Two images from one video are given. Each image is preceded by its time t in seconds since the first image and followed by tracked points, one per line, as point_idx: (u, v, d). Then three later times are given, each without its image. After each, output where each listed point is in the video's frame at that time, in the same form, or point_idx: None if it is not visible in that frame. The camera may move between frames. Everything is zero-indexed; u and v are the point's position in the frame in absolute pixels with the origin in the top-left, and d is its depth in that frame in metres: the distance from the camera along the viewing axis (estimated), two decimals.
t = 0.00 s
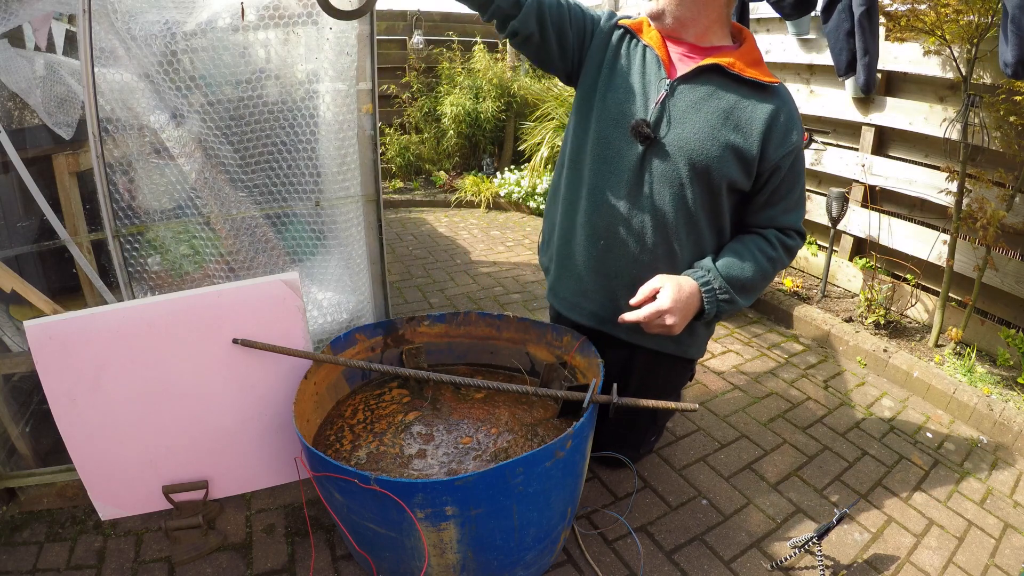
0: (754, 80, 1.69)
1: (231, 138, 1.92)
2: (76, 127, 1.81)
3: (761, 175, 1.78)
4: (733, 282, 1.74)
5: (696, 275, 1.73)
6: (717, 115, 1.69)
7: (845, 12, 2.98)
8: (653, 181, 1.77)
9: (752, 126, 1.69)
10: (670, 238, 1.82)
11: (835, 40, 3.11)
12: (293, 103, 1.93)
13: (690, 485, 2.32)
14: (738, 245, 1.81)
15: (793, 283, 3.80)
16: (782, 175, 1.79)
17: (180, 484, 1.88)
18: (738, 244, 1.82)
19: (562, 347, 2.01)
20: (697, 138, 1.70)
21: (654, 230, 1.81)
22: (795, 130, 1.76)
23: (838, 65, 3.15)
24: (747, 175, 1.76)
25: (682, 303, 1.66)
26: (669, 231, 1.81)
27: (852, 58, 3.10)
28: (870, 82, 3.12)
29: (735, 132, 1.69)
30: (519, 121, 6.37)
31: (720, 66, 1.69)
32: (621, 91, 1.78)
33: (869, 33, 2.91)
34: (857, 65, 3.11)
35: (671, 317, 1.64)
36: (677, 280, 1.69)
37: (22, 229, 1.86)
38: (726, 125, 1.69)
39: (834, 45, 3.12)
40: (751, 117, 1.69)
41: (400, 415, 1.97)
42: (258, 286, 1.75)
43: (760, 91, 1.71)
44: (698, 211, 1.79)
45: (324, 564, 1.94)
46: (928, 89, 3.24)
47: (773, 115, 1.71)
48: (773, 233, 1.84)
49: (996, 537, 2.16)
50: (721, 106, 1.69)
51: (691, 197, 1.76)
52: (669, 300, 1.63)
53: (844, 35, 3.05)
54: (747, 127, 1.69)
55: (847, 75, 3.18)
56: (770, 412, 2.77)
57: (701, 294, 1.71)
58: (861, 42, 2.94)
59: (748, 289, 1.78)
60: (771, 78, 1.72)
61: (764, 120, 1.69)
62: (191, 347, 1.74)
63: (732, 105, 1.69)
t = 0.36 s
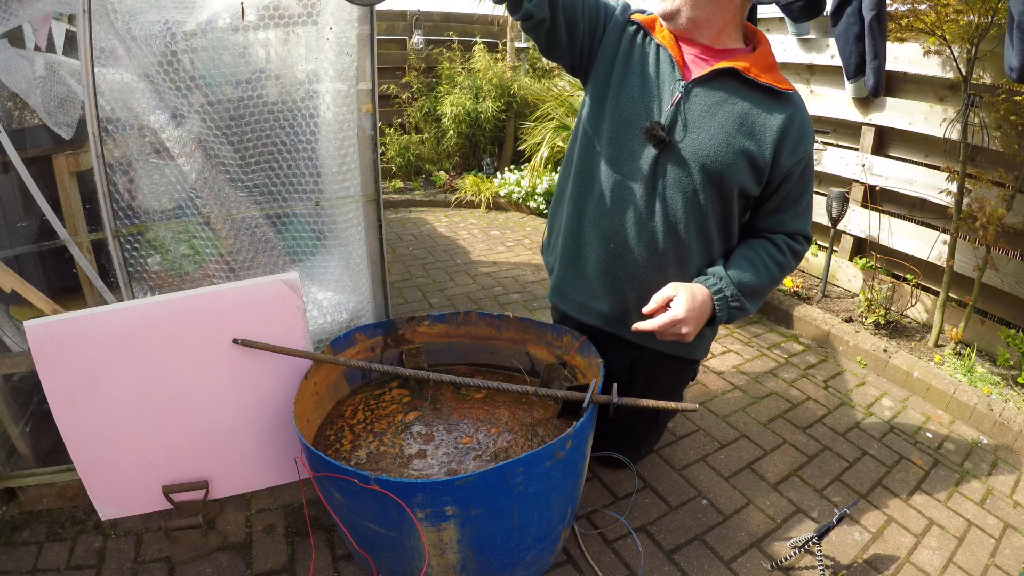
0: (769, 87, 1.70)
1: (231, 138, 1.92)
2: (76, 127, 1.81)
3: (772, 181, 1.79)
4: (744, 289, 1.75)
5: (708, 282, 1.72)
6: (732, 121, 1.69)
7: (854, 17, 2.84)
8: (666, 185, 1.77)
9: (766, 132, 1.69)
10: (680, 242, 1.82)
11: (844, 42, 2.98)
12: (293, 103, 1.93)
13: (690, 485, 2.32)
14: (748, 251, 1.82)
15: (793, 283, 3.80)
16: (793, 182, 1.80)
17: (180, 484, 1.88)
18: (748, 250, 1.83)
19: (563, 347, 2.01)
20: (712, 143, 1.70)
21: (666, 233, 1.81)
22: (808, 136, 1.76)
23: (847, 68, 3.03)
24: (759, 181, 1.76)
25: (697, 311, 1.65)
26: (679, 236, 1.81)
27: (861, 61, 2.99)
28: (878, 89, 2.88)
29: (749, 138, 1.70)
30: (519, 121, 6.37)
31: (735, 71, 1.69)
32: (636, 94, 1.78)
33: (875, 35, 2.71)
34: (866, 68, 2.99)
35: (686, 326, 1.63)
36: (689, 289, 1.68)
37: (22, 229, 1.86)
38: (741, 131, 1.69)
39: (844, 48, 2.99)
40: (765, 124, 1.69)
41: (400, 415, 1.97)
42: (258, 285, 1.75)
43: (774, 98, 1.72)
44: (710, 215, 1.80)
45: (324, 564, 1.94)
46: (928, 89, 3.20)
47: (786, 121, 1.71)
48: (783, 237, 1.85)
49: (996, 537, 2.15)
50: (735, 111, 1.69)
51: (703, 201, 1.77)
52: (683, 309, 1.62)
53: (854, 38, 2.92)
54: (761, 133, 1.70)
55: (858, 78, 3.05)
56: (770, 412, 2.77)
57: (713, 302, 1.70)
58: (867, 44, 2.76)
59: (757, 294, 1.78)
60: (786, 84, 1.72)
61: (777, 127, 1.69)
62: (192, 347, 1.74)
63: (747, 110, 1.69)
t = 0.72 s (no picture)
0: (778, 98, 1.70)
1: (231, 138, 1.92)
2: (76, 127, 1.81)
3: (776, 193, 1.81)
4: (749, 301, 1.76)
5: (714, 294, 1.74)
6: (737, 132, 1.69)
7: (863, 19, 2.83)
8: (670, 193, 1.77)
9: (772, 144, 1.70)
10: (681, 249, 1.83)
11: (852, 46, 2.95)
12: (293, 103, 1.93)
13: (690, 485, 2.32)
14: (751, 260, 1.83)
15: (793, 283, 3.80)
16: (797, 194, 1.81)
17: (180, 484, 1.88)
18: (751, 259, 1.84)
19: (563, 347, 2.01)
20: (718, 153, 1.70)
21: (668, 240, 1.81)
22: (813, 149, 1.78)
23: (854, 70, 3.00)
24: (763, 192, 1.77)
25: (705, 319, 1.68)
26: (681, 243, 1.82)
27: (869, 64, 2.97)
28: (886, 92, 2.85)
29: (756, 150, 1.70)
30: (519, 121, 6.37)
31: (745, 80, 1.68)
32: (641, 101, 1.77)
33: (883, 38, 2.68)
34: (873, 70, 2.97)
35: (695, 339, 1.63)
36: (694, 301, 1.68)
37: (22, 229, 1.86)
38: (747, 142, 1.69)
39: (851, 52, 2.96)
40: (771, 136, 1.69)
41: (400, 415, 1.97)
42: (258, 286, 1.75)
43: (781, 109, 1.72)
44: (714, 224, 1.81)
45: (324, 564, 1.94)
46: (928, 89, 3.19)
47: (793, 135, 1.72)
48: (785, 247, 1.87)
49: (996, 537, 2.16)
50: (743, 122, 1.69)
51: (706, 209, 1.77)
52: (691, 322, 1.62)
53: (861, 41, 2.91)
54: (766, 146, 1.70)
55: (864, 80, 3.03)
56: (770, 412, 2.77)
57: (719, 313, 1.72)
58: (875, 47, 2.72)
59: (759, 303, 1.80)
60: (795, 96, 1.73)
61: (784, 140, 1.70)
62: (192, 347, 1.74)
63: (753, 121, 1.69)
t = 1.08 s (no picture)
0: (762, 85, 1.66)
1: (231, 138, 1.92)
2: (76, 127, 1.81)
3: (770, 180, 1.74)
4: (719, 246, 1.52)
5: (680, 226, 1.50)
6: (723, 124, 1.67)
7: (870, 22, 2.79)
8: (657, 187, 1.77)
9: (759, 131, 1.64)
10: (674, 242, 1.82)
11: (860, 49, 2.89)
12: (293, 103, 1.93)
13: (690, 485, 2.32)
14: (747, 224, 1.60)
15: (793, 283, 3.80)
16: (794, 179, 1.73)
17: (180, 484, 1.88)
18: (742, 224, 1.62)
19: (563, 347, 2.01)
20: (703, 146, 1.68)
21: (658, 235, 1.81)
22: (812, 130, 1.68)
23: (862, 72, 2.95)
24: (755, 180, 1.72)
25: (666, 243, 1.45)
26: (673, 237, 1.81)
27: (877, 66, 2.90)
28: (893, 93, 2.82)
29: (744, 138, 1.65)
30: (519, 121, 6.37)
31: (728, 71, 1.67)
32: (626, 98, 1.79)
33: (890, 42, 2.66)
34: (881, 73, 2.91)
35: (634, 260, 1.41)
36: (651, 220, 1.45)
37: (22, 229, 1.86)
38: (733, 134, 1.66)
39: (858, 54, 2.90)
40: (758, 124, 1.65)
41: (400, 415, 1.97)
42: (258, 285, 1.75)
43: (770, 96, 1.68)
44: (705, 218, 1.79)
45: (324, 564, 1.94)
46: (928, 89, 3.18)
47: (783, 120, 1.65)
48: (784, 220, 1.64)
49: (996, 537, 2.16)
50: (728, 113, 1.67)
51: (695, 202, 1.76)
52: (634, 237, 1.39)
53: (870, 44, 2.84)
54: (754, 133, 1.65)
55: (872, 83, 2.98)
56: (770, 412, 2.77)
57: (679, 244, 1.48)
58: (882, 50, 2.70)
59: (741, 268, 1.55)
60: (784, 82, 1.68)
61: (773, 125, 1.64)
62: (192, 347, 1.74)
63: (739, 111, 1.66)
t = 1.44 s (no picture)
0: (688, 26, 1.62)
1: (231, 138, 1.92)
2: (76, 127, 1.81)
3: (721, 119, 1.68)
4: None
5: None
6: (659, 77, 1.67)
7: (875, 24, 2.80)
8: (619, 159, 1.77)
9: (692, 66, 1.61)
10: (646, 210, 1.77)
11: (864, 51, 2.88)
12: (293, 103, 1.93)
13: (690, 485, 2.32)
14: None
15: (793, 283, 3.80)
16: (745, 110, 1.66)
17: (180, 484, 1.88)
18: None
19: (563, 347, 2.01)
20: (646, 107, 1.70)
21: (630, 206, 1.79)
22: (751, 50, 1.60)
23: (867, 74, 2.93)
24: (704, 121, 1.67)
25: None
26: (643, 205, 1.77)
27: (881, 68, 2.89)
28: (897, 95, 2.83)
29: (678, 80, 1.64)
30: (519, 121, 6.37)
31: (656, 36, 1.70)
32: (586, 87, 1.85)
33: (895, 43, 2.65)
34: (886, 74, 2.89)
35: None
36: None
37: (22, 229, 1.86)
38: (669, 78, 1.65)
39: (862, 56, 2.89)
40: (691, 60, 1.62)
41: (400, 415, 1.97)
42: (257, 285, 1.75)
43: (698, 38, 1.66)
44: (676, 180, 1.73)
45: (324, 564, 1.94)
46: (928, 89, 3.18)
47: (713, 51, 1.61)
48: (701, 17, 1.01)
49: (996, 537, 2.15)
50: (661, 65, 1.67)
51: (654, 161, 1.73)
52: None
53: (875, 46, 2.84)
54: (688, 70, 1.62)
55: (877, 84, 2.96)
56: (770, 412, 2.76)
57: None
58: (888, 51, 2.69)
59: None
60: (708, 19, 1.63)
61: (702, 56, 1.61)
62: (192, 347, 1.74)
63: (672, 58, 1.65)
